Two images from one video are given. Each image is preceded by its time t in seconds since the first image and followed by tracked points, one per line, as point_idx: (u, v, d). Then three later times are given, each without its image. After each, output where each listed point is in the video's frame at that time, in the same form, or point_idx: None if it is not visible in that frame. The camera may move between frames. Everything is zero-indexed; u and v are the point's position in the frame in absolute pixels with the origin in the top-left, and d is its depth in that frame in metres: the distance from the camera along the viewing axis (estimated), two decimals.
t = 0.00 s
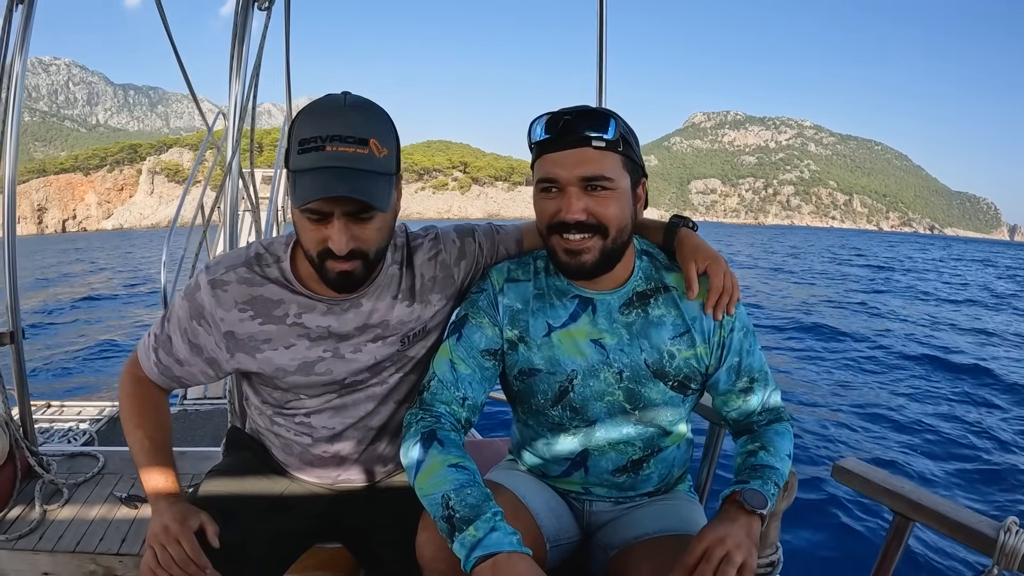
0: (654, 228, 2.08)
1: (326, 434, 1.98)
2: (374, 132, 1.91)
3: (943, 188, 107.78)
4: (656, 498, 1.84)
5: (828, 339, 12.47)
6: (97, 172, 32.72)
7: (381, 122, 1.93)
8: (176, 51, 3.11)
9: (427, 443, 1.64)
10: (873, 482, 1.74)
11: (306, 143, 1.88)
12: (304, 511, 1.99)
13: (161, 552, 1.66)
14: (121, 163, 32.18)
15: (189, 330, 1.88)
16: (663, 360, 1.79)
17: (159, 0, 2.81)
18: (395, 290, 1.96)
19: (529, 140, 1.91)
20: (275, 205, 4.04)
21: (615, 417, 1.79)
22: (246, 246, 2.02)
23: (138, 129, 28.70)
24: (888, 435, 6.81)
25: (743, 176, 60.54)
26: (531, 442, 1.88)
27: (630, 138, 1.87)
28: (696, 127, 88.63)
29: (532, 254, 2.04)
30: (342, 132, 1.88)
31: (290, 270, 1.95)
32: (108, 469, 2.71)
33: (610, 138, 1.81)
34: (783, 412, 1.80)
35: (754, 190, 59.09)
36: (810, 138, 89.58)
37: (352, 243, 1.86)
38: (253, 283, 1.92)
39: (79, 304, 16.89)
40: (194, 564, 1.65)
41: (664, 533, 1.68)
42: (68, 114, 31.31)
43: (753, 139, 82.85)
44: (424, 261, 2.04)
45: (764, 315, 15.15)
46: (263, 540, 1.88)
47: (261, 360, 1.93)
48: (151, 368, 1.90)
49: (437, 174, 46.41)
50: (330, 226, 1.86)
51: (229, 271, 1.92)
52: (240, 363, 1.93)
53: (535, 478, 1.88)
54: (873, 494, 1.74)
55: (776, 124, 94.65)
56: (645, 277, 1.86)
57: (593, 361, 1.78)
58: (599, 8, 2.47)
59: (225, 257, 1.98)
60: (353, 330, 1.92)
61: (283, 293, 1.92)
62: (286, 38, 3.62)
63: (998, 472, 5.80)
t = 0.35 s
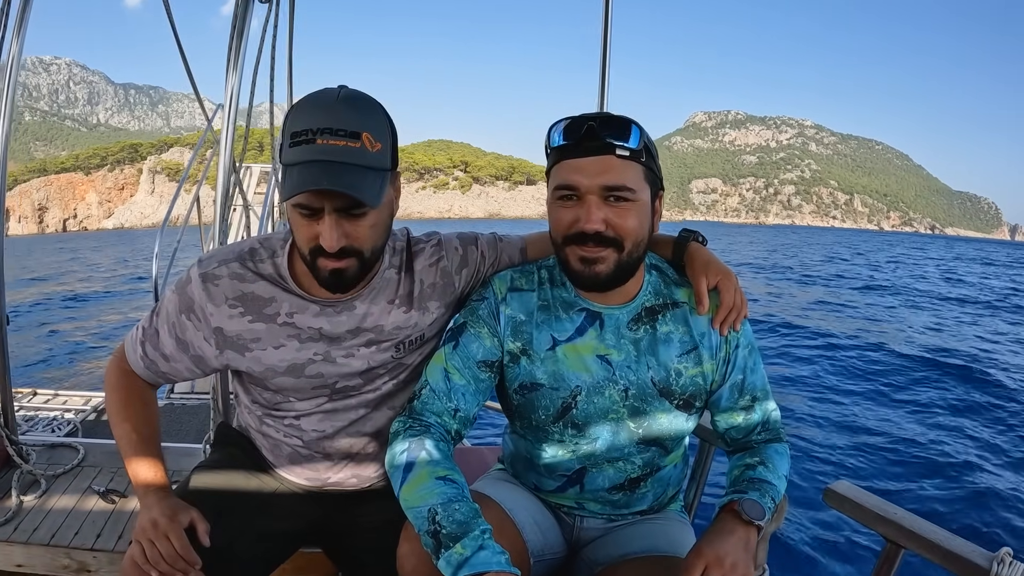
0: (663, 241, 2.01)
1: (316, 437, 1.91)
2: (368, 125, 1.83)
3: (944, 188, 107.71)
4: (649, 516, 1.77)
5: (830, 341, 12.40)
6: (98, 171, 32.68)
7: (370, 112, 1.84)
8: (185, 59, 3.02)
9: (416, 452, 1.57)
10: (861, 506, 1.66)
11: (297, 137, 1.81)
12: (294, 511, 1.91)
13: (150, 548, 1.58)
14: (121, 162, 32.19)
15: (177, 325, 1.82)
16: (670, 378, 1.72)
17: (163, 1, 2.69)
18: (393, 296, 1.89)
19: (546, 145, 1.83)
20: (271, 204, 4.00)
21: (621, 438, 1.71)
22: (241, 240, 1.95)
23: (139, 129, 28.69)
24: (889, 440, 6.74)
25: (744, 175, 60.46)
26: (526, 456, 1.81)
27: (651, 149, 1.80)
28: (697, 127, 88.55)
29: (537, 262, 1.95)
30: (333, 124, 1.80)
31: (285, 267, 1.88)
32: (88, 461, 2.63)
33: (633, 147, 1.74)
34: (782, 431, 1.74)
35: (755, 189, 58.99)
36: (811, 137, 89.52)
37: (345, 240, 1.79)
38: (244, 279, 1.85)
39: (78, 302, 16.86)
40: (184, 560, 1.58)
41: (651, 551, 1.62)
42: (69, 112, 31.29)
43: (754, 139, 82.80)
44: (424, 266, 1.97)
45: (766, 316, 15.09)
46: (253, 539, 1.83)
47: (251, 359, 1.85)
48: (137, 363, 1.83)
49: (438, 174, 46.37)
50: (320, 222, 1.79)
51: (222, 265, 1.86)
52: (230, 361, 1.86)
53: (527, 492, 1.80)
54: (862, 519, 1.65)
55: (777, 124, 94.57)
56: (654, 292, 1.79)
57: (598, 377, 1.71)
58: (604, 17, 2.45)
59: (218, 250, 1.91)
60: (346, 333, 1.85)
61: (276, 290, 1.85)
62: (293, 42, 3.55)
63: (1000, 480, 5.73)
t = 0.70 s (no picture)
0: (656, 236, 2.02)
1: (316, 438, 1.91)
2: (386, 126, 1.85)
3: (944, 188, 107.70)
4: (643, 513, 1.77)
5: (829, 340, 12.41)
6: (98, 170, 32.66)
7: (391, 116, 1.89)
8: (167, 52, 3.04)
9: (411, 454, 1.57)
10: (859, 502, 1.66)
11: (318, 134, 1.82)
12: (291, 520, 1.92)
13: (150, 559, 1.58)
14: (121, 162, 32.17)
15: (183, 320, 1.81)
16: (664, 370, 1.73)
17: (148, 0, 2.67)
18: (395, 298, 1.90)
19: (540, 143, 1.84)
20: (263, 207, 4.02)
21: (615, 428, 1.71)
22: (249, 240, 1.96)
23: (139, 128, 28.68)
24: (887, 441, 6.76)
25: (744, 175, 60.49)
26: (522, 454, 1.81)
27: (645, 143, 1.81)
28: (697, 126, 88.56)
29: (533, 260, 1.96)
30: (353, 123, 1.82)
31: (294, 267, 1.88)
32: (85, 471, 2.64)
33: (627, 141, 1.74)
34: (776, 427, 1.74)
35: (755, 189, 58.96)
36: (811, 137, 89.55)
37: (360, 236, 1.79)
38: (253, 276, 1.86)
39: (78, 302, 16.85)
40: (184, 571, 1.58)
41: (642, 550, 1.62)
42: (68, 110, 31.24)
43: (754, 139, 82.84)
44: (425, 269, 1.98)
45: (766, 316, 15.09)
46: (250, 545, 1.82)
47: (256, 357, 1.85)
48: (138, 360, 1.81)
49: (438, 173, 46.33)
50: (337, 218, 1.80)
51: (232, 261, 1.87)
52: (235, 356, 1.86)
53: (525, 491, 1.81)
54: (859, 514, 1.66)
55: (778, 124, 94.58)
56: (650, 286, 1.79)
57: (593, 371, 1.71)
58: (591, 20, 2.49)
59: (228, 248, 1.92)
60: (351, 336, 1.85)
61: (284, 290, 1.86)
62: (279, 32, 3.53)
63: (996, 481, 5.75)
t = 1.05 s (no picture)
0: (648, 223, 2.05)
1: (322, 442, 1.93)
2: (418, 122, 1.98)
3: (944, 188, 107.77)
4: (651, 496, 1.79)
5: (830, 341, 12.43)
6: (100, 168, 32.71)
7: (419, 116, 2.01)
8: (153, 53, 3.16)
9: (421, 453, 1.59)
10: (869, 476, 1.67)
11: (362, 118, 1.89)
12: (300, 529, 1.93)
13: None
14: (123, 160, 32.17)
15: (194, 326, 1.84)
16: (662, 356, 1.74)
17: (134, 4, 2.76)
18: (396, 296, 1.92)
19: (527, 139, 1.85)
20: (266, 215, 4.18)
21: (615, 416, 1.74)
22: (255, 245, 1.98)
23: (139, 127, 28.69)
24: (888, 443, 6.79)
25: (745, 175, 60.52)
26: (529, 443, 1.83)
27: (629, 137, 1.81)
28: (698, 126, 88.55)
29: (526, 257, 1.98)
30: (395, 111, 1.93)
31: (300, 268, 1.91)
32: (109, 490, 2.67)
33: (610, 138, 1.75)
34: (781, 406, 1.76)
35: (756, 189, 59.01)
36: (812, 137, 89.57)
37: (389, 217, 1.88)
38: (261, 278, 1.88)
39: (80, 302, 16.85)
40: None
41: (656, 533, 1.63)
42: (69, 109, 31.29)
43: (754, 139, 82.87)
44: (422, 269, 2.00)
45: (767, 316, 15.10)
46: (263, 555, 1.84)
47: (264, 358, 1.87)
48: (151, 372, 1.83)
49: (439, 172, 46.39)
50: (368, 196, 1.88)
51: (239, 266, 1.89)
52: (245, 359, 1.88)
53: (534, 480, 1.82)
54: (871, 488, 1.67)
55: (778, 123, 94.53)
56: (644, 274, 1.82)
57: (593, 360, 1.73)
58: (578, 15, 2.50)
59: (235, 253, 1.94)
60: (357, 335, 1.87)
61: (292, 291, 1.88)
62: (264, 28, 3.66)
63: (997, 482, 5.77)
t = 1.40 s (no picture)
0: (645, 214, 2.06)
1: (328, 442, 1.95)
2: (424, 129, 2.00)
3: (945, 188, 107.74)
4: (660, 483, 1.80)
5: (831, 340, 12.45)
6: (101, 167, 32.73)
7: (428, 125, 2.04)
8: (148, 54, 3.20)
9: (431, 454, 1.61)
10: (878, 456, 1.69)
11: (370, 124, 1.91)
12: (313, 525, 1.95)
13: None
14: (124, 159, 32.10)
15: (198, 334, 1.85)
16: (662, 349, 1.76)
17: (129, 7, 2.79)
18: (395, 295, 1.94)
19: (524, 134, 1.88)
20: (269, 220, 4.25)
21: (619, 409, 1.76)
22: (255, 251, 1.99)
23: (141, 125, 28.67)
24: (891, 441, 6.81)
25: (746, 174, 60.53)
26: (534, 437, 1.85)
27: (625, 129, 1.83)
28: (699, 126, 88.52)
29: (522, 253, 1.99)
30: (404, 120, 1.96)
31: (300, 272, 1.92)
32: (128, 498, 2.71)
33: (606, 129, 1.77)
34: (788, 393, 1.76)
35: (757, 189, 59.03)
36: (813, 137, 89.51)
37: (394, 223, 1.89)
38: (262, 283, 1.89)
39: (84, 302, 16.86)
40: None
41: (667, 519, 1.65)
42: (70, 109, 31.35)
43: (756, 139, 82.84)
44: (419, 267, 2.02)
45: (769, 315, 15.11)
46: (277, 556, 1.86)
47: (268, 361, 1.89)
48: (158, 382, 1.84)
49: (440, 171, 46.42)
50: (374, 202, 1.90)
51: (239, 272, 1.90)
52: (249, 364, 1.90)
53: (542, 474, 1.84)
54: (883, 470, 1.68)
55: (780, 123, 94.46)
56: (642, 267, 1.83)
57: (594, 354, 1.74)
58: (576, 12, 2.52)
59: (235, 259, 1.95)
60: (359, 334, 1.89)
61: (293, 294, 1.89)
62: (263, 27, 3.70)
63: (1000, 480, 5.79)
